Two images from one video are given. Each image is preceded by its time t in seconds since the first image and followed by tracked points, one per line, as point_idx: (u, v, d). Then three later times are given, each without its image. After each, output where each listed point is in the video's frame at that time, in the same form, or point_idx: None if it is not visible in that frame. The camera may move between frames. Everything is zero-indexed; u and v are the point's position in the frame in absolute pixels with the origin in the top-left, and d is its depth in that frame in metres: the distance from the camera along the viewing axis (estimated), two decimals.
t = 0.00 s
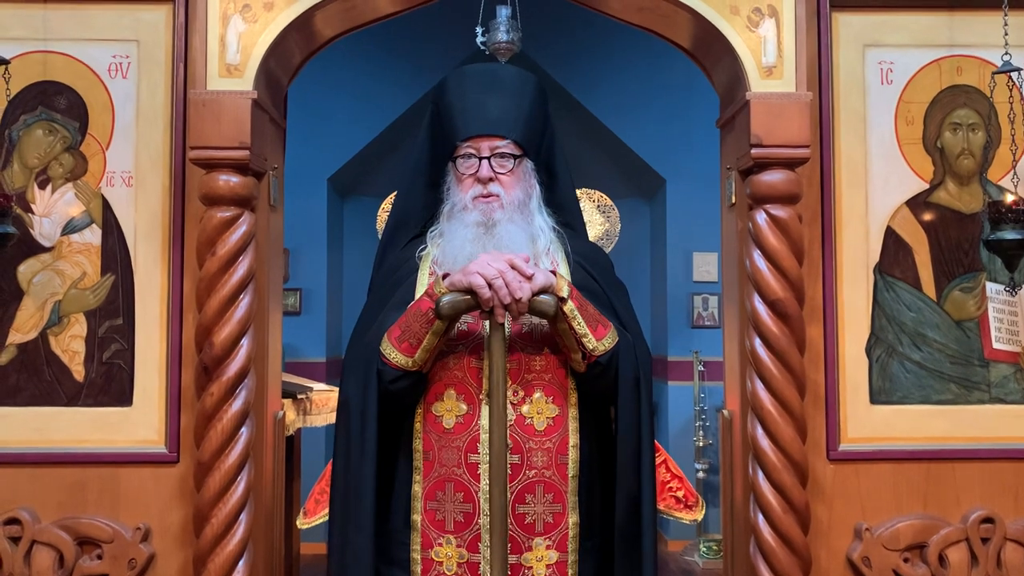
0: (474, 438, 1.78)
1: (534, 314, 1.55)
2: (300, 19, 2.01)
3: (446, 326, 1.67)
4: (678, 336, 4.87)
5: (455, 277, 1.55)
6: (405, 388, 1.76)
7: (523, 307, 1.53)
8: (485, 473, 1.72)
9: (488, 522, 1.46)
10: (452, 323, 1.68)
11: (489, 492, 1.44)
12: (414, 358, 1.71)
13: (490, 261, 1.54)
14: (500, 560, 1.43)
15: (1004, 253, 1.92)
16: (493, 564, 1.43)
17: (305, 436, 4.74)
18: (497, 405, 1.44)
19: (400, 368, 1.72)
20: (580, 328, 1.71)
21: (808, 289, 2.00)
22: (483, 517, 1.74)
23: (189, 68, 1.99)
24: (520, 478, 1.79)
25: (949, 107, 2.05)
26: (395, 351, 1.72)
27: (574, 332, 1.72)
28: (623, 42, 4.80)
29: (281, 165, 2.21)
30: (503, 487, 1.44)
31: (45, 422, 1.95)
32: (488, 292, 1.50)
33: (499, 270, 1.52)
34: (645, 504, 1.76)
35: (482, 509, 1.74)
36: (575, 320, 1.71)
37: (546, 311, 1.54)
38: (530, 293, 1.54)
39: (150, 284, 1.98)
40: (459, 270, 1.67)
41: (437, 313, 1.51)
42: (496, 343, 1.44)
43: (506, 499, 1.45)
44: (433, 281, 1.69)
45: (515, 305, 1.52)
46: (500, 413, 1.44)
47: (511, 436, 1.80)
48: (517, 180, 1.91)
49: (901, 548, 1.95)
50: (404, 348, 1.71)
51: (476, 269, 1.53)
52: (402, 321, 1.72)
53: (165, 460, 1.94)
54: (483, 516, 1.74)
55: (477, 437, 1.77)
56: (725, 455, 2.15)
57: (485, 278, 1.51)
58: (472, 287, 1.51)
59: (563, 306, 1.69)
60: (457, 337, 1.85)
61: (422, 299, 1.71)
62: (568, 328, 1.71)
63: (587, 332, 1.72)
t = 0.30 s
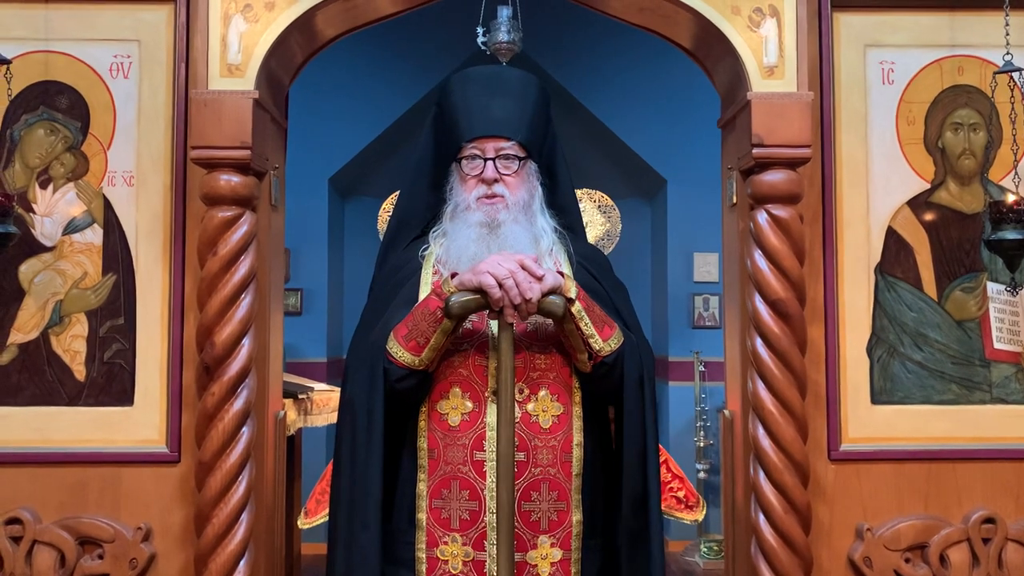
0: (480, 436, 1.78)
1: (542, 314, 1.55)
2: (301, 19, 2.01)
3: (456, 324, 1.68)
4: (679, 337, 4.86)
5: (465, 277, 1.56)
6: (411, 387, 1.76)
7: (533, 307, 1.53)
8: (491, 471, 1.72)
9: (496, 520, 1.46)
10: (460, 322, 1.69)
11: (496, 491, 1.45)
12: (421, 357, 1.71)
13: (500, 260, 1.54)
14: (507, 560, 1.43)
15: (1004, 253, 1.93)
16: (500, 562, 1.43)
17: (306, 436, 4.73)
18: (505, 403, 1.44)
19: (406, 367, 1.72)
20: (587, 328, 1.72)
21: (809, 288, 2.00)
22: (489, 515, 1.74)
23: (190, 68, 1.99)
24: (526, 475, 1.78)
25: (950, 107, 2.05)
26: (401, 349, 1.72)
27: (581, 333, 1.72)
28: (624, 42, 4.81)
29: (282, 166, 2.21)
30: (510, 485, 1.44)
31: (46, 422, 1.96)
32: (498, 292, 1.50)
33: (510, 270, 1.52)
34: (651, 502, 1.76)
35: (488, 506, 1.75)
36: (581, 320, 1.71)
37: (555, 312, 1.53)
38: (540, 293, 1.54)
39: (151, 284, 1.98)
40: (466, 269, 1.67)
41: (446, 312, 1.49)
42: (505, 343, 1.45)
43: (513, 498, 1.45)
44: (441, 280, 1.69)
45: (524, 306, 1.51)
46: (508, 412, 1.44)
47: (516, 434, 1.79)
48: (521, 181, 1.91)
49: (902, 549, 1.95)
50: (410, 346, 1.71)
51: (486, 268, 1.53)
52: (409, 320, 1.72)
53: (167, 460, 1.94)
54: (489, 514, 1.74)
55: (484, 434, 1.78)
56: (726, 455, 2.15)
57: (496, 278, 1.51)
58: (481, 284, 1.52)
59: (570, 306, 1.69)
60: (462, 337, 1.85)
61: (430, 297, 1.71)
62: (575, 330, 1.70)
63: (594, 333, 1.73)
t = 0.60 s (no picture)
0: (480, 435, 1.78)
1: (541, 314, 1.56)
2: (302, 19, 2.01)
3: (455, 324, 1.68)
4: (680, 337, 4.86)
5: (464, 277, 1.56)
6: (412, 387, 1.76)
7: (531, 307, 1.53)
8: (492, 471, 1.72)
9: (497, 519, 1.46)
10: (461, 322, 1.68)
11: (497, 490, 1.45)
12: (421, 357, 1.71)
13: (499, 260, 1.54)
14: (507, 560, 1.43)
15: (1004, 253, 1.93)
16: (500, 562, 1.44)
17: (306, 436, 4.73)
18: (505, 403, 1.44)
19: (407, 367, 1.72)
20: (586, 328, 1.72)
21: (810, 288, 2.00)
22: (490, 514, 1.75)
23: (191, 68, 1.99)
24: (527, 474, 1.78)
25: (951, 106, 2.05)
26: (401, 349, 1.72)
27: (581, 332, 1.72)
28: (624, 41, 4.81)
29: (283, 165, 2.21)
30: (510, 484, 1.45)
31: (46, 422, 1.96)
32: (498, 292, 1.50)
33: (509, 270, 1.52)
34: (653, 501, 1.76)
35: (489, 505, 1.75)
36: (581, 319, 1.71)
37: (554, 311, 1.54)
38: (539, 293, 1.54)
39: (152, 284, 1.98)
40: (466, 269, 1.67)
41: (446, 312, 1.51)
42: (503, 343, 1.45)
43: (514, 497, 1.46)
44: (441, 280, 1.69)
45: (523, 306, 1.52)
46: (509, 412, 1.44)
47: (517, 433, 1.80)
48: (521, 181, 1.91)
49: (903, 548, 1.95)
50: (410, 346, 1.71)
51: (485, 269, 1.53)
52: (409, 320, 1.73)
53: (168, 460, 1.95)
54: (490, 513, 1.75)
55: (485, 433, 1.78)
56: (727, 455, 2.15)
57: (495, 278, 1.51)
58: (480, 285, 1.52)
59: (570, 306, 1.69)
60: (462, 336, 1.85)
61: (431, 297, 1.71)
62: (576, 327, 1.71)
63: (594, 332, 1.73)
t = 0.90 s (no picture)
0: (479, 436, 1.78)
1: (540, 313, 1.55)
2: (302, 19, 2.01)
3: (453, 325, 1.68)
4: (680, 337, 4.87)
5: (462, 277, 1.56)
6: (411, 387, 1.76)
7: (530, 307, 1.53)
8: (490, 471, 1.72)
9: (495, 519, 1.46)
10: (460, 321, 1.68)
11: (495, 489, 1.46)
12: (420, 357, 1.71)
13: (497, 260, 1.54)
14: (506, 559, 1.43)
15: (1003, 252, 1.93)
16: (499, 562, 1.44)
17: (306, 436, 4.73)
18: (503, 403, 1.45)
19: (406, 367, 1.72)
20: (586, 327, 1.72)
21: (809, 288, 2.01)
22: (488, 514, 1.74)
23: (191, 69, 2.00)
24: (526, 474, 1.79)
25: (950, 106, 2.05)
26: (400, 349, 1.72)
27: (580, 331, 1.72)
28: (623, 41, 4.81)
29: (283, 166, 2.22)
30: (509, 484, 1.45)
31: (47, 423, 1.96)
32: (496, 291, 1.50)
33: (507, 270, 1.52)
34: (653, 501, 1.76)
35: (487, 505, 1.74)
36: (581, 319, 1.71)
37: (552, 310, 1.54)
38: (538, 292, 1.54)
39: (152, 284, 1.98)
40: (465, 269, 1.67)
41: (444, 312, 1.51)
42: (503, 342, 1.45)
43: (513, 496, 1.46)
44: (440, 280, 1.69)
45: (521, 306, 1.52)
46: (507, 412, 1.44)
47: (516, 433, 1.80)
48: (520, 180, 1.91)
49: (903, 547, 1.95)
50: (409, 346, 1.72)
51: (484, 269, 1.53)
52: (408, 321, 1.73)
53: (168, 460, 1.95)
54: (488, 513, 1.74)
55: (483, 434, 1.78)
56: (727, 454, 2.15)
57: (494, 278, 1.51)
58: (477, 285, 1.52)
59: (570, 305, 1.69)
60: (461, 336, 1.85)
61: (429, 298, 1.71)
62: (576, 327, 1.71)
63: (593, 332, 1.73)
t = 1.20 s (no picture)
0: (478, 438, 1.78)
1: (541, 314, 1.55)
2: (302, 21, 2.01)
3: (453, 326, 1.68)
4: (680, 337, 4.87)
5: (461, 278, 1.56)
6: (410, 388, 1.76)
7: (529, 307, 1.53)
8: (489, 472, 1.72)
9: (495, 519, 1.47)
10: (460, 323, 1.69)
11: (496, 489, 1.45)
12: (420, 358, 1.71)
13: (497, 260, 1.54)
14: (506, 561, 1.44)
15: (1002, 252, 1.93)
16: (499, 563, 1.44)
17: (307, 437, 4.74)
18: (503, 404, 1.45)
19: (405, 369, 1.72)
20: (585, 328, 1.72)
21: (809, 288, 2.01)
22: (488, 515, 1.74)
23: (192, 71, 2.00)
24: (525, 476, 1.79)
25: (949, 107, 2.06)
26: (400, 351, 1.72)
27: (580, 332, 1.72)
28: (623, 42, 4.81)
29: (283, 167, 2.22)
30: (509, 484, 1.45)
31: (47, 424, 1.96)
32: (495, 292, 1.50)
33: (506, 270, 1.53)
34: (653, 502, 1.76)
35: (487, 507, 1.74)
36: (580, 320, 1.71)
37: (552, 310, 1.53)
38: (537, 293, 1.54)
39: (152, 285, 1.99)
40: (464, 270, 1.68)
41: (444, 313, 1.50)
42: (503, 343, 1.45)
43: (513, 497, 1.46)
44: (439, 281, 1.69)
45: (521, 307, 1.52)
46: (506, 413, 1.45)
47: (516, 435, 1.80)
48: (519, 181, 1.91)
49: (903, 547, 1.95)
50: (410, 348, 1.72)
51: (483, 269, 1.54)
52: (407, 322, 1.73)
53: (169, 461, 1.95)
54: (488, 514, 1.74)
55: (482, 436, 1.78)
56: (727, 454, 2.15)
57: (493, 278, 1.52)
58: (477, 286, 1.52)
59: (569, 306, 1.69)
60: (460, 338, 1.85)
61: (429, 299, 1.72)
62: (575, 328, 1.71)
63: (593, 332, 1.73)
